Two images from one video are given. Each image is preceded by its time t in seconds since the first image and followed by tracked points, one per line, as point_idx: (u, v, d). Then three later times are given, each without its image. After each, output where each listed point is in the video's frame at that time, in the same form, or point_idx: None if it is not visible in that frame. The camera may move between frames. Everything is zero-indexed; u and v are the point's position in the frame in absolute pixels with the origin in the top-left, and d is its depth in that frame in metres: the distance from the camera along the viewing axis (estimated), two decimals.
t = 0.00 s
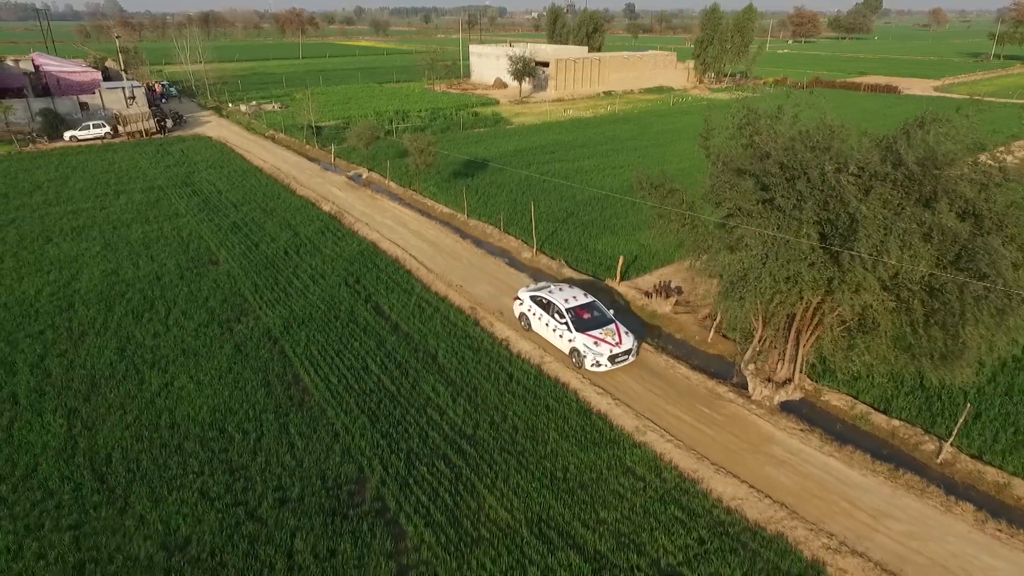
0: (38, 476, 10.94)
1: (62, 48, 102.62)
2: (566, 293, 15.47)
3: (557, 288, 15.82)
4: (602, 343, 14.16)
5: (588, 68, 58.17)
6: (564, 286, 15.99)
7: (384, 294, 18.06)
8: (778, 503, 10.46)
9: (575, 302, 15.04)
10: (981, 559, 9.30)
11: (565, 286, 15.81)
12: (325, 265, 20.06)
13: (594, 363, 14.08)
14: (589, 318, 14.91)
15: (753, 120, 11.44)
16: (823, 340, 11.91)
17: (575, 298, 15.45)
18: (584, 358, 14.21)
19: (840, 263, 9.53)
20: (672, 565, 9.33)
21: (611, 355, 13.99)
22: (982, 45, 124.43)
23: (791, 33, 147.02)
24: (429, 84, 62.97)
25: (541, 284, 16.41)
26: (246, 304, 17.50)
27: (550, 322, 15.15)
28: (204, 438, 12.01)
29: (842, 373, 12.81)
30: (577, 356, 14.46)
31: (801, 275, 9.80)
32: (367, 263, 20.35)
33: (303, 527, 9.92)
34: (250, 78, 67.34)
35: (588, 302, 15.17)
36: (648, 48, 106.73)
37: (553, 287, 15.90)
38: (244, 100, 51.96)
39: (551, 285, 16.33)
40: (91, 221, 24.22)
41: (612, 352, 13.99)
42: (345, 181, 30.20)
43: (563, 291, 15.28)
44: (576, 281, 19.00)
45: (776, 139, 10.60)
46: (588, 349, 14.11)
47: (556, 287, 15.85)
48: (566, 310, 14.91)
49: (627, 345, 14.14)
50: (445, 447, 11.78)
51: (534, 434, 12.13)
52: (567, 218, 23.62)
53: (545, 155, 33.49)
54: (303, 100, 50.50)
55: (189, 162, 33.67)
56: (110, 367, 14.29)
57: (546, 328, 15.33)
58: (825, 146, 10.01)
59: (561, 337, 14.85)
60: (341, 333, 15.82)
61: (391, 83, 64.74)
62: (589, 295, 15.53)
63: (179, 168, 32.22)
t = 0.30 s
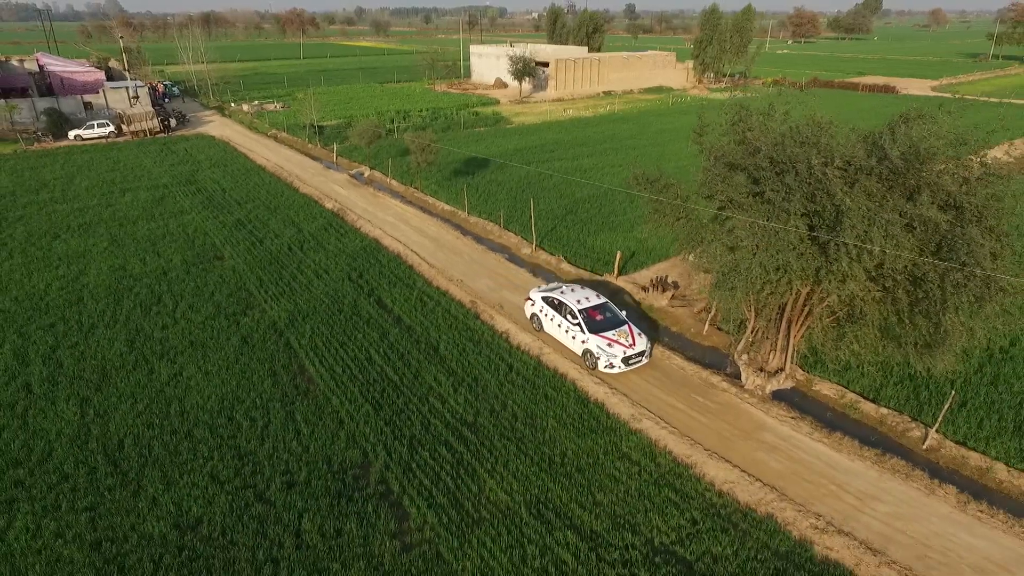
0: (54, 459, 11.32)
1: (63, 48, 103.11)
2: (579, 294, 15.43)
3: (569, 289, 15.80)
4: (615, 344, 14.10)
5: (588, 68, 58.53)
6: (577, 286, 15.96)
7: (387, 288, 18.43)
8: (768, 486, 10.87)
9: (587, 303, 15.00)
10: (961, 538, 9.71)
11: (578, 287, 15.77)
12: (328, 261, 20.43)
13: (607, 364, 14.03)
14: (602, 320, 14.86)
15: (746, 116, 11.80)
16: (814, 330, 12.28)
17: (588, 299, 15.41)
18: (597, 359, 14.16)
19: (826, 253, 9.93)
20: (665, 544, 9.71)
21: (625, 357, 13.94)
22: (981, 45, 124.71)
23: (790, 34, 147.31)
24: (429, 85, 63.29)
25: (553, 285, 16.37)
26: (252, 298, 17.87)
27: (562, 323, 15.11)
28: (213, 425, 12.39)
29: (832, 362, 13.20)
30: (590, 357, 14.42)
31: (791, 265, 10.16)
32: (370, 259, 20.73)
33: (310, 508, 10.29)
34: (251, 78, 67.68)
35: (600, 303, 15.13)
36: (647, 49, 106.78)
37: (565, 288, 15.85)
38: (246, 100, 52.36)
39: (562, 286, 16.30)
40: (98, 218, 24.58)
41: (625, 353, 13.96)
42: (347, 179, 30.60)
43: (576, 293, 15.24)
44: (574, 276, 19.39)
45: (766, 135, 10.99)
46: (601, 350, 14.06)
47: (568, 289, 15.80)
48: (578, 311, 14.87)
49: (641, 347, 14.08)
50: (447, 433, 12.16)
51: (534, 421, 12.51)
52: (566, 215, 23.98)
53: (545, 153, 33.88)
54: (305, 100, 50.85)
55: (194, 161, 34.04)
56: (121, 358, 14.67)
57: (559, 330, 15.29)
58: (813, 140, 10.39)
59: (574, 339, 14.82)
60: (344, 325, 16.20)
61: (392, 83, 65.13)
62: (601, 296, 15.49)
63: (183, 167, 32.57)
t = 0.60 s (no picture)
0: (65, 446, 11.68)
1: (59, 48, 103.14)
2: (587, 294, 15.43)
3: (577, 290, 15.80)
4: (625, 345, 14.08)
5: (583, 67, 59.00)
6: (585, 287, 15.97)
7: (385, 283, 18.82)
8: (754, 468, 11.33)
9: (596, 303, 14.98)
10: (936, 514, 10.19)
11: (586, 288, 15.76)
12: (328, 257, 20.81)
13: (617, 365, 14.00)
14: (611, 320, 14.83)
15: (733, 113, 12.25)
16: (799, 319, 12.74)
17: (596, 300, 15.40)
18: (607, 360, 14.14)
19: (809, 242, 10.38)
20: (655, 521, 10.13)
21: (634, 357, 13.92)
22: (973, 45, 125.72)
23: (785, 33, 148.04)
24: (425, 85, 63.60)
25: (561, 286, 16.37)
26: (253, 293, 18.23)
27: (571, 324, 15.09)
28: (218, 413, 12.76)
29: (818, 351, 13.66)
30: (599, 358, 14.39)
31: (775, 254, 10.59)
32: (368, 254, 21.12)
33: (314, 490, 10.67)
34: (247, 78, 67.99)
35: (609, 304, 15.13)
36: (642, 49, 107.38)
37: (574, 289, 15.84)
38: (243, 100, 52.67)
39: (570, 286, 16.31)
40: (99, 216, 24.89)
41: (635, 354, 13.93)
42: (345, 177, 30.98)
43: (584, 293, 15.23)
44: (569, 270, 19.83)
45: (752, 131, 11.44)
46: (611, 351, 14.04)
47: (577, 289, 15.79)
48: (587, 311, 14.86)
49: (651, 347, 14.05)
50: (445, 420, 12.56)
51: (530, 408, 12.93)
52: (561, 212, 24.42)
53: (540, 152, 34.32)
54: (301, 100, 51.12)
55: (192, 160, 34.35)
56: (126, 350, 15.03)
57: (567, 331, 15.28)
58: (797, 135, 10.84)
59: (583, 339, 14.79)
60: (344, 318, 16.58)
61: (388, 83, 65.49)
62: (610, 297, 15.49)
63: (182, 166, 32.86)
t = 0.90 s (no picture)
0: (72, 434, 12.01)
1: (50, 49, 102.79)
2: (593, 294, 15.46)
3: (583, 289, 15.80)
4: (633, 344, 14.12)
5: (575, 67, 59.48)
6: (590, 286, 15.96)
7: (382, 278, 19.20)
8: (740, 449, 11.80)
9: (603, 303, 15.01)
10: (911, 490, 10.70)
11: (592, 287, 15.80)
12: (324, 253, 21.16)
13: (625, 364, 14.04)
14: (618, 320, 14.86)
15: (718, 109, 12.73)
16: (783, 307, 13.24)
17: (603, 299, 15.43)
18: (615, 359, 14.17)
19: (789, 231, 10.88)
20: (645, 499, 10.57)
21: (643, 357, 13.95)
22: (960, 44, 127.05)
23: (776, 33, 149.00)
24: (419, 85, 63.77)
25: (566, 285, 16.38)
26: (252, 288, 18.57)
27: (578, 323, 15.12)
28: (222, 402, 13.13)
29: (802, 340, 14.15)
30: (607, 357, 14.43)
31: (758, 243, 11.07)
32: (365, 250, 21.48)
33: (316, 473, 11.07)
34: (240, 79, 68.07)
35: (615, 303, 15.15)
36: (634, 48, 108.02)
37: (579, 288, 15.86)
38: (237, 100, 52.86)
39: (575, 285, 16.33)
40: (97, 215, 25.13)
41: (644, 353, 13.96)
42: (341, 175, 31.31)
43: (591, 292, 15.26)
44: (562, 265, 20.26)
45: (736, 126, 11.92)
46: (619, 350, 14.07)
47: (583, 288, 15.82)
48: (594, 311, 14.87)
49: (658, 346, 14.10)
50: (442, 407, 12.97)
51: (524, 395, 13.36)
52: (554, 208, 24.87)
53: (533, 150, 34.74)
54: (296, 100, 51.35)
55: (188, 160, 34.56)
56: (129, 343, 15.36)
57: (574, 330, 15.29)
58: (778, 129, 11.33)
59: (591, 339, 14.82)
60: (343, 312, 16.96)
61: (382, 83, 65.77)
62: (616, 296, 15.52)
63: (178, 165, 33.09)
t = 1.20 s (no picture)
0: (80, 422, 12.37)
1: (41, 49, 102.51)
2: (600, 293, 15.51)
3: (590, 288, 15.87)
4: (641, 342, 14.18)
5: (567, 66, 59.96)
6: (596, 286, 16.03)
7: (378, 272, 19.58)
8: (726, 431, 12.29)
9: (610, 302, 15.05)
10: (888, 467, 11.21)
11: (598, 287, 15.85)
12: (321, 248, 21.53)
13: (634, 363, 14.09)
14: (625, 318, 14.91)
15: (704, 104, 13.23)
16: (767, 295, 13.75)
17: (609, 298, 15.48)
18: (624, 358, 14.22)
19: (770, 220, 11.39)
20: (635, 478, 11.02)
21: (651, 355, 14.01)
22: (948, 44, 128.31)
23: (766, 33, 149.95)
24: (412, 85, 64.00)
25: (572, 285, 16.43)
26: (251, 282, 18.93)
27: (585, 323, 15.15)
28: (224, 391, 13.51)
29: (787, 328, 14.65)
30: (615, 356, 14.47)
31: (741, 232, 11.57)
32: (362, 246, 21.86)
33: (318, 457, 11.46)
34: (233, 79, 68.21)
35: (622, 302, 15.20)
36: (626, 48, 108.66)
37: (585, 287, 15.92)
38: (231, 100, 53.07)
39: (581, 285, 16.38)
40: (94, 213, 25.38)
41: (652, 351, 14.03)
42: (336, 174, 31.66)
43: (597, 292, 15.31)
44: (555, 259, 20.72)
45: (721, 120, 12.43)
46: (627, 349, 14.11)
47: (589, 288, 15.88)
48: (601, 309, 14.94)
49: (666, 344, 14.16)
50: (439, 394, 13.40)
51: (518, 383, 13.82)
52: (547, 204, 25.32)
53: (526, 148, 35.17)
54: (289, 100, 51.60)
55: (184, 159, 34.80)
56: (131, 336, 15.70)
57: (582, 329, 15.34)
58: (760, 123, 11.84)
59: (598, 338, 14.87)
60: (340, 305, 17.36)
61: (375, 83, 66.09)
62: (622, 295, 15.57)
63: (173, 165, 33.34)
